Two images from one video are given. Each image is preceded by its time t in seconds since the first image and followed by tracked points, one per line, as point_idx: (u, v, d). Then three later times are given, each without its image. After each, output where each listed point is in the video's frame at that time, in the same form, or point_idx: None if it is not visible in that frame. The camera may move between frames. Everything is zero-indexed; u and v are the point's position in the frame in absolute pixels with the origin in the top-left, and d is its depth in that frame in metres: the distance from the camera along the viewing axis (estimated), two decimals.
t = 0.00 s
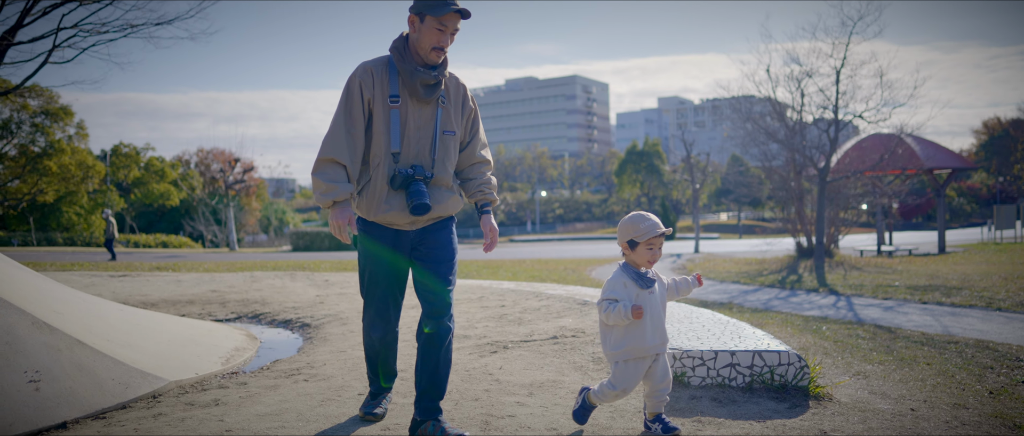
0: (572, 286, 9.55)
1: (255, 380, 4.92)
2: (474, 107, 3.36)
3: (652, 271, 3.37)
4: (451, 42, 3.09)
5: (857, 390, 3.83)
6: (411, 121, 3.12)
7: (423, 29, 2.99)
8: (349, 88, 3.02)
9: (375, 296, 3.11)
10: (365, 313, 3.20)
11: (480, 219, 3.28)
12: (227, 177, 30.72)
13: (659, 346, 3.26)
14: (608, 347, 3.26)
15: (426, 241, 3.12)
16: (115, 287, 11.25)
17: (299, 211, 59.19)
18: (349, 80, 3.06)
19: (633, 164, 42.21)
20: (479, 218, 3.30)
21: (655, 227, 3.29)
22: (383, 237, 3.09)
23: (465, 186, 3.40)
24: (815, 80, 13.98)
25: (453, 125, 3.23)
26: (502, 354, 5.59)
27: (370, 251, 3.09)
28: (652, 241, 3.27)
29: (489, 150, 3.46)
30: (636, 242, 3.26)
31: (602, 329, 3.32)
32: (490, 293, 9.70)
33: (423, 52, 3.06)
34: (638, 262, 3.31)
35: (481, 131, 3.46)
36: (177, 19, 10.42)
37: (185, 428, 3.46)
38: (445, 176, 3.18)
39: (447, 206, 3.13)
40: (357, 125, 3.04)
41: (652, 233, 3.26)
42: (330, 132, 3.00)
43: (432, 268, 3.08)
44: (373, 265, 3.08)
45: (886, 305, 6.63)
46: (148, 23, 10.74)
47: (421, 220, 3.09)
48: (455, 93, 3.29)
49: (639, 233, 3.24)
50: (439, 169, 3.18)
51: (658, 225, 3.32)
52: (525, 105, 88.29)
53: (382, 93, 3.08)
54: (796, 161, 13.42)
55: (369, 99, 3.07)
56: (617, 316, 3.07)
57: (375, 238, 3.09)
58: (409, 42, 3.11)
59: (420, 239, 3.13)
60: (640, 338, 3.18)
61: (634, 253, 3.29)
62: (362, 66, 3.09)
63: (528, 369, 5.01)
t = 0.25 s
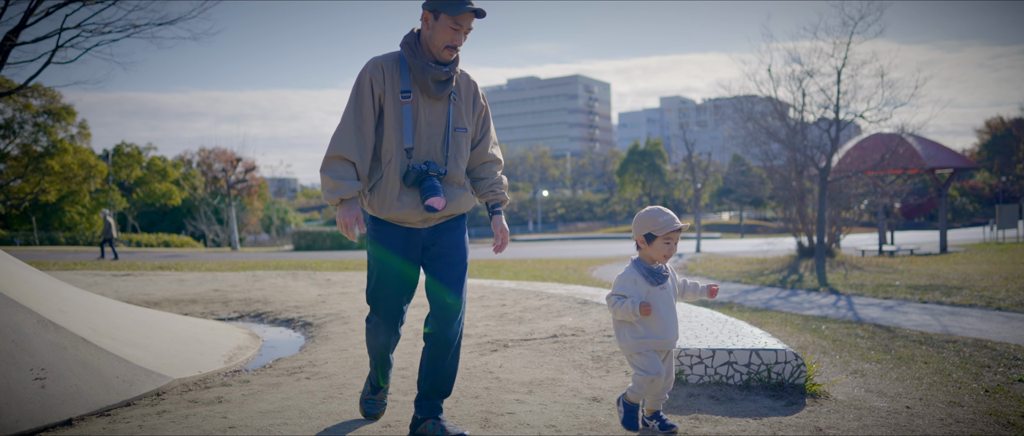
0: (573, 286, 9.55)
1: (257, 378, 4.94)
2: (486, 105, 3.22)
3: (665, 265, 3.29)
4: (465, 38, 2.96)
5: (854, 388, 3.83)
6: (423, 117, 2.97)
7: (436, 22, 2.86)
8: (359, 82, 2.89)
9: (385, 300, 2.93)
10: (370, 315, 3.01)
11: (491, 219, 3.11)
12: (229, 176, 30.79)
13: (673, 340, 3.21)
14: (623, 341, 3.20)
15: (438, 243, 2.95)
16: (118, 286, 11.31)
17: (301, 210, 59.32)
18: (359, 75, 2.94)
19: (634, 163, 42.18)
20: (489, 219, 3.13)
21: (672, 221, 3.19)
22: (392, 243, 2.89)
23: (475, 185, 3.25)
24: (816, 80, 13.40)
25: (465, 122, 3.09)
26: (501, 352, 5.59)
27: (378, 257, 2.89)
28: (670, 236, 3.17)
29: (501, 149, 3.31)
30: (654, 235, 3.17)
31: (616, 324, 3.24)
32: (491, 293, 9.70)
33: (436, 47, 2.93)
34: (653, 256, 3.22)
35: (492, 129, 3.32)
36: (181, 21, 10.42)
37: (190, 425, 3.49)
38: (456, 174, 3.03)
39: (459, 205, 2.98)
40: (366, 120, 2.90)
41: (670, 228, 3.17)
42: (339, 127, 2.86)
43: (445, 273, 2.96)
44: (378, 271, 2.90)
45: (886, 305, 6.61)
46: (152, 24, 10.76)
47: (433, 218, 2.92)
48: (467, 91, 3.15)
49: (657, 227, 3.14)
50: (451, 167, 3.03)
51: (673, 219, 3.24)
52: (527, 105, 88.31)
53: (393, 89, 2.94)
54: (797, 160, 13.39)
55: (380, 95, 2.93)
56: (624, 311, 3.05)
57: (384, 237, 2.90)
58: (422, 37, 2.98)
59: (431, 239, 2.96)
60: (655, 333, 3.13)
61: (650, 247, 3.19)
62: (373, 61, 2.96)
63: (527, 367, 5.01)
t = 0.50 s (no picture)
0: (572, 286, 9.56)
1: (259, 377, 4.97)
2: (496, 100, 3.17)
3: (677, 270, 3.27)
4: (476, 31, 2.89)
5: (848, 386, 3.84)
6: (433, 113, 2.93)
7: (445, 16, 2.80)
8: (367, 79, 2.86)
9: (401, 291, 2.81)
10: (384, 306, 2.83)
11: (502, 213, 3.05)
12: (230, 177, 30.86)
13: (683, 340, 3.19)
14: (634, 344, 3.17)
15: (448, 240, 2.90)
16: (120, 286, 11.36)
17: (302, 211, 59.41)
18: (368, 72, 2.91)
19: (635, 164, 42.14)
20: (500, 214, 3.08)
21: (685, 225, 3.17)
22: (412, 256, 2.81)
23: (485, 180, 3.21)
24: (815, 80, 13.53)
25: (474, 117, 3.04)
26: (500, 352, 5.61)
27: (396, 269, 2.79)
28: (682, 238, 3.15)
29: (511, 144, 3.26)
30: (666, 238, 3.15)
31: (627, 329, 3.22)
32: (491, 293, 9.72)
33: (445, 41, 2.88)
34: (665, 259, 3.20)
35: (502, 124, 3.27)
36: (182, 23, 10.45)
37: (193, 422, 3.51)
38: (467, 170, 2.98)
39: (471, 200, 2.93)
40: (374, 117, 2.87)
41: (683, 230, 3.15)
42: (347, 125, 2.85)
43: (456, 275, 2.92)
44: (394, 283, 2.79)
45: (884, 305, 6.61)
46: (155, 26, 10.81)
47: (445, 214, 2.86)
48: (476, 85, 3.11)
49: (669, 230, 3.12)
50: (462, 162, 2.99)
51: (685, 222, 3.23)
52: (529, 106, 88.35)
53: (402, 85, 2.90)
54: (798, 161, 13.37)
55: (388, 91, 2.89)
56: (630, 315, 3.04)
57: (396, 239, 2.81)
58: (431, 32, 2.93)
59: (441, 238, 2.90)
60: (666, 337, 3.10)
61: (663, 250, 3.17)
62: (381, 57, 2.93)
63: (526, 366, 5.02)
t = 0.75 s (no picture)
0: (571, 286, 9.56)
1: (259, 375, 4.99)
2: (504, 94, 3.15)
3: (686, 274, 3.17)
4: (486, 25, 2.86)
5: (843, 385, 3.83)
6: (443, 109, 2.89)
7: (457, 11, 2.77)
8: (376, 75, 2.80)
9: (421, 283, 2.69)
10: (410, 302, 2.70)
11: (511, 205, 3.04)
12: (231, 177, 30.90)
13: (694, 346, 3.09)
14: (645, 352, 3.06)
15: (455, 236, 2.88)
16: (121, 286, 11.39)
17: (303, 211, 59.51)
18: (376, 67, 2.85)
19: (636, 165, 42.07)
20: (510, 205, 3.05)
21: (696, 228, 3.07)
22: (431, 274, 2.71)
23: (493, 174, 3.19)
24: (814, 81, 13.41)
25: (484, 112, 3.02)
26: (497, 350, 5.63)
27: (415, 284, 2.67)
28: (693, 241, 3.06)
29: (518, 138, 3.25)
30: (677, 241, 3.05)
31: (638, 336, 3.12)
32: (490, 292, 9.72)
33: (455, 36, 2.84)
34: (676, 263, 3.10)
35: (509, 118, 3.25)
36: (183, 23, 10.48)
37: (194, 419, 3.53)
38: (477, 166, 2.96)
39: (482, 196, 2.91)
40: (382, 114, 2.82)
41: (693, 233, 3.05)
42: (354, 122, 2.79)
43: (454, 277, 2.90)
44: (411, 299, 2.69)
45: (882, 305, 6.61)
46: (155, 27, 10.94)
47: (456, 211, 2.83)
48: (484, 80, 3.09)
49: (682, 233, 3.02)
50: (472, 158, 2.96)
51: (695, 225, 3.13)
52: (530, 106, 88.35)
53: (412, 81, 2.85)
54: (797, 162, 13.35)
55: (397, 88, 2.84)
56: (641, 321, 2.92)
57: (409, 238, 2.73)
58: (440, 27, 2.89)
59: (449, 235, 2.87)
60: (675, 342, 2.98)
61: (674, 255, 3.07)
62: (389, 51, 2.87)
63: (523, 365, 5.03)
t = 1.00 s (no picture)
0: (569, 285, 9.57)
1: (259, 373, 5.02)
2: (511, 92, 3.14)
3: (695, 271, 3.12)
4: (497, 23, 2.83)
5: (836, 382, 3.83)
6: (454, 109, 2.87)
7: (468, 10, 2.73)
8: (386, 77, 2.77)
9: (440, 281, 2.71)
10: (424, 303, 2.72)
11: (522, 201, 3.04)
12: (231, 177, 30.94)
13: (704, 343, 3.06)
14: (655, 346, 3.01)
15: (461, 237, 2.90)
16: (122, 285, 11.43)
17: (303, 211, 59.57)
18: (386, 68, 2.81)
19: (636, 164, 42.01)
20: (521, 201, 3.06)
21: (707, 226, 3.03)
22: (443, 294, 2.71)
23: (501, 171, 3.19)
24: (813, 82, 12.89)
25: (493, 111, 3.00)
26: (494, 348, 5.64)
27: (427, 296, 2.70)
28: (704, 239, 3.01)
29: (526, 135, 3.25)
30: (688, 238, 2.99)
31: (647, 329, 3.06)
32: (489, 291, 9.73)
33: (466, 34, 2.81)
34: (685, 258, 3.05)
35: (517, 115, 3.25)
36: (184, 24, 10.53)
37: (194, 416, 3.55)
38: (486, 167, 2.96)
39: (492, 196, 2.91)
40: (392, 115, 2.80)
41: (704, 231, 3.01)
42: (363, 125, 2.78)
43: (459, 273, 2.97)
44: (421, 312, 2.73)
45: (879, 304, 6.60)
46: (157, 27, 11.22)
47: (465, 212, 2.84)
48: (493, 78, 3.08)
49: (693, 231, 2.97)
50: (482, 158, 2.96)
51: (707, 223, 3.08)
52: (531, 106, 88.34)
53: (423, 81, 2.82)
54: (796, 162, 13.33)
55: (409, 88, 2.81)
56: (663, 315, 2.85)
57: (421, 240, 2.72)
58: (451, 25, 2.85)
59: (455, 235, 2.90)
60: (691, 336, 2.96)
61: (684, 251, 3.01)
62: (400, 51, 2.83)
63: (519, 362, 5.05)
